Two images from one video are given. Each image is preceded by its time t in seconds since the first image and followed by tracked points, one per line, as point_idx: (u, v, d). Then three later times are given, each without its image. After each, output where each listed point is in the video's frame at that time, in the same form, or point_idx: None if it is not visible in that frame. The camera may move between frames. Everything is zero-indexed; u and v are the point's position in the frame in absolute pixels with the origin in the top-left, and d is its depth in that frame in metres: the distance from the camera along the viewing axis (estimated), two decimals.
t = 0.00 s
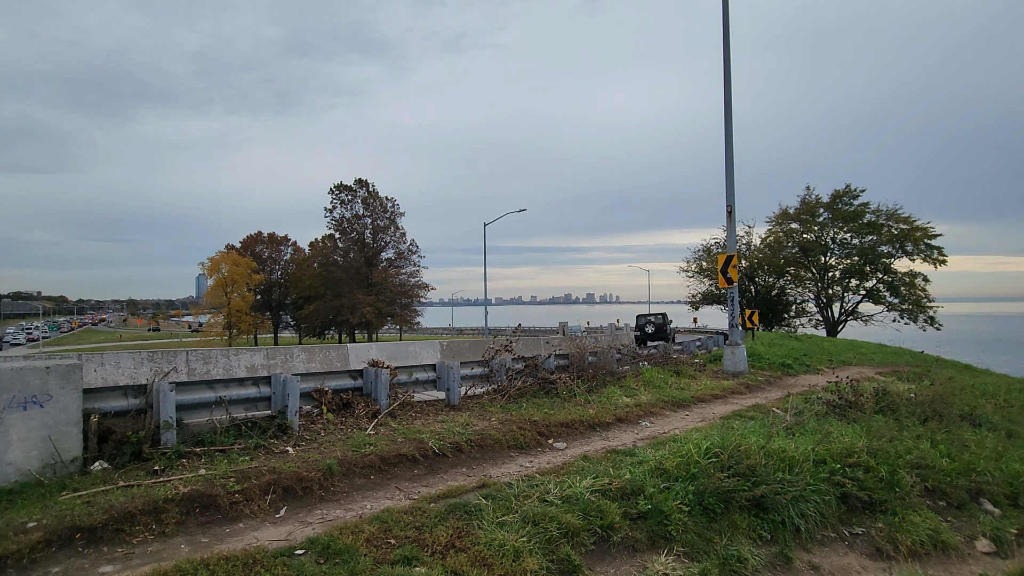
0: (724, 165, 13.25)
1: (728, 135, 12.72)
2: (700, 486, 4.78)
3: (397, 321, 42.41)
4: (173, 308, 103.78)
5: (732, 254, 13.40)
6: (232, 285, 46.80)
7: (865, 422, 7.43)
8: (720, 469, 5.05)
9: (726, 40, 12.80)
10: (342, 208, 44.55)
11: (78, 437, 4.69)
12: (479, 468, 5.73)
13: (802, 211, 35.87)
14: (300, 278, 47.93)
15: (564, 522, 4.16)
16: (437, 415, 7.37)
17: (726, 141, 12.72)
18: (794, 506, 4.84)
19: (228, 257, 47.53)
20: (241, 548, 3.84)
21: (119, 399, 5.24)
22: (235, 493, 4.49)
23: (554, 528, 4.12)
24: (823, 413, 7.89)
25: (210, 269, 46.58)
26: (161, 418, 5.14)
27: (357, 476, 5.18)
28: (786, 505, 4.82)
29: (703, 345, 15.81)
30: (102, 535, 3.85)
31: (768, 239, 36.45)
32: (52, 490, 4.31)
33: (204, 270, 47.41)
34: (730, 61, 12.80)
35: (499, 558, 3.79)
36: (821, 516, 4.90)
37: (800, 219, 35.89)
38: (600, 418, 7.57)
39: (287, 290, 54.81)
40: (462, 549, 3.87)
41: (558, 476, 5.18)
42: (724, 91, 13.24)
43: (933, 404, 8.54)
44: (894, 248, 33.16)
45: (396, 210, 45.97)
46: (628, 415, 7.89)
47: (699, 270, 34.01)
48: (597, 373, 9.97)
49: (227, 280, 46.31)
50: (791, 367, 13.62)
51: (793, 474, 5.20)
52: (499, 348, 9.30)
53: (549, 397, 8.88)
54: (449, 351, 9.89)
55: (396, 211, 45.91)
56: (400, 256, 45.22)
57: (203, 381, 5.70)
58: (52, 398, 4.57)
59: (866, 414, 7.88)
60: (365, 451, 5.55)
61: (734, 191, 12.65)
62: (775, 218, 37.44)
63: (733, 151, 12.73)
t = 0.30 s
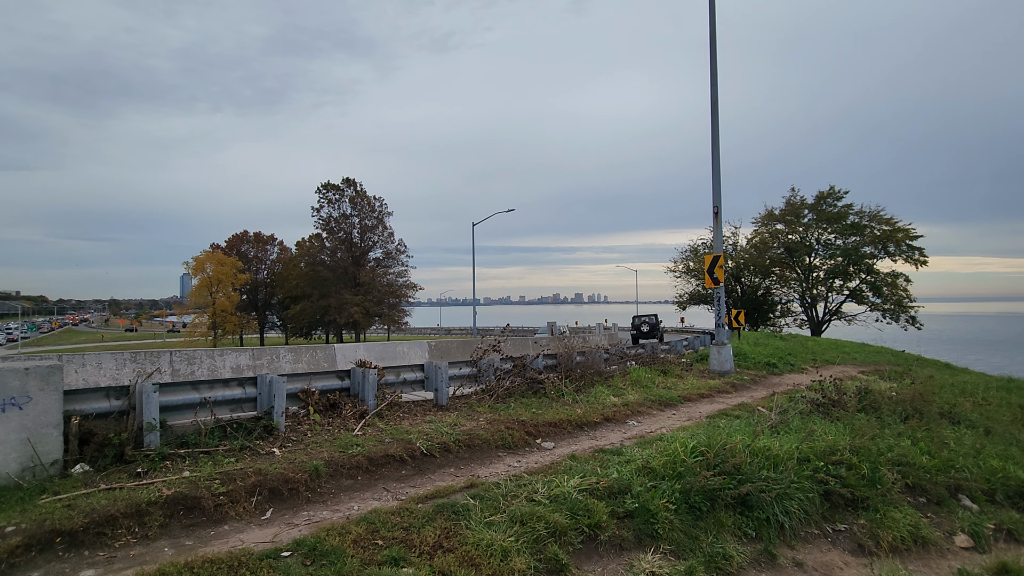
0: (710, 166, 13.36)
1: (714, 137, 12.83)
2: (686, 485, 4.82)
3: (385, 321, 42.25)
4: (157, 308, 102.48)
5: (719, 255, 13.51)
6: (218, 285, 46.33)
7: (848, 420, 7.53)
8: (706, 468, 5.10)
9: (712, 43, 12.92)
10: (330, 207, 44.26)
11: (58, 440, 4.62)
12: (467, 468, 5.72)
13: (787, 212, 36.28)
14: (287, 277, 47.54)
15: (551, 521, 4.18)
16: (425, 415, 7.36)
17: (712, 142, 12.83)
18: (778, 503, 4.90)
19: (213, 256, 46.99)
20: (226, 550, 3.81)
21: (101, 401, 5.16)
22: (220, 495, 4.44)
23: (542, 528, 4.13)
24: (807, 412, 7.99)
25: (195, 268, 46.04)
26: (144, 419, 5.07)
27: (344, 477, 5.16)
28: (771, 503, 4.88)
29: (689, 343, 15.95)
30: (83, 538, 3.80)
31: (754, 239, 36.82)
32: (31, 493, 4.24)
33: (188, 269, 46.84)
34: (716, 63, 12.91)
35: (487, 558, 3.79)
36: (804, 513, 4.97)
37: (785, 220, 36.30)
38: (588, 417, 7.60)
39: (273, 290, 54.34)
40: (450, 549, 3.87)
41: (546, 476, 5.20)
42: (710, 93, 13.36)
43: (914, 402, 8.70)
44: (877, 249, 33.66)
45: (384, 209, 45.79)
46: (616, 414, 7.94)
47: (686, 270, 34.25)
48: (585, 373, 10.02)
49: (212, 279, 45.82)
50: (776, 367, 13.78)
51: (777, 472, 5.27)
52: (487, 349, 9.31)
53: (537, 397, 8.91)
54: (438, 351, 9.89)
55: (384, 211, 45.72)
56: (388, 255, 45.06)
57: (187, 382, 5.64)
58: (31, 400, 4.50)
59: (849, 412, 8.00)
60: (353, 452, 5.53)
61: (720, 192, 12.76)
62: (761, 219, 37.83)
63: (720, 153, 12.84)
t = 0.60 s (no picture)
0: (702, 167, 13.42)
1: (706, 137, 12.89)
2: (677, 484, 4.84)
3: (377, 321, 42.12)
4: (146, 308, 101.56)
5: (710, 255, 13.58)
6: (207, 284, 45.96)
7: (837, 419, 7.60)
8: (697, 467, 5.12)
9: (703, 44, 12.98)
10: (321, 207, 44.03)
11: (44, 442, 4.56)
12: (459, 468, 5.72)
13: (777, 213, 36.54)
14: (277, 277, 47.25)
15: (543, 521, 4.18)
16: (417, 415, 7.34)
17: (703, 143, 12.90)
18: (768, 502, 4.93)
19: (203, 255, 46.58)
20: (216, 552, 3.78)
21: (88, 402, 5.11)
22: (210, 496, 4.41)
23: (534, 528, 4.13)
24: (797, 411, 8.05)
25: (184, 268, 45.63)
26: (132, 421, 5.02)
27: (335, 478, 5.13)
28: (761, 501, 4.91)
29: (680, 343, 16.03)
30: (69, 541, 3.75)
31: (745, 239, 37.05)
32: (17, 496, 4.18)
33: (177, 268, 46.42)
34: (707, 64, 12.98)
35: (479, 558, 3.79)
36: (794, 511, 5.01)
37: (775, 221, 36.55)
38: (580, 417, 7.62)
39: (264, 290, 53.99)
40: (441, 550, 3.87)
41: (538, 476, 5.20)
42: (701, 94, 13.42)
43: (901, 401, 8.79)
44: (865, 249, 33.98)
45: (376, 209, 45.63)
46: (607, 414, 7.96)
47: (678, 270, 34.39)
48: (577, 372, 10.03)
49: (202, 279, 45.43)
50: (767, 366, 13.87)
51: (766, 471, 5.30)
52: (479, 348, 9.30)
53: (529, 397, 8.91)
54: (430, 351, 9.87)
55: (376, 210, 45.57)
56: (380, 255, 44.93)
57: (176, 383, 5.58)
58: (17, 401, 4.44)
59: (838, 411, 8.07)
60: (344, 453, 5.50)
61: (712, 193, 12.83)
62: (751, 219, 38.08)
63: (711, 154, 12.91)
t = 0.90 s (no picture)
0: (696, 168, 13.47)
1: (700, 138, 12.94)
2: (672, 483, 4.85)
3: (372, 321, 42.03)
4: (139, 307, 100.98)
5: (705, 255, 13.61)
6: (201, 284, 45.73)
7: (830, 418, 7.64)
8: (692, 466, 5.13)
9: (698, 45, 13.02)
10: (316, 206, 43.89)
11: (36, 442, 4.53)
12: (454, 468, 5.71)
13: (771, 213, 36.68)
14: (272, 277, 47.06)
15: (538, 521, 4.18)
16: (412, 415, 7.33)
17: (698, 144, 12.94)
18: (762, 501, 4.95)
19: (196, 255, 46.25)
20: (209, 553, 3.76)
21: (80, 402, 5.08)
22: (203, 497, 4.39)
23: (529, 527, 4.13)
24: (791, 410, 8.09)
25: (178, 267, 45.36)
26: (125, 421, 4.99)
27: (330, 478, 5.12)
28: (755, 501, 4.93)
29: (675, 343, 16.07)
30: (61, 542, 3.73)
31: (739, 240, 37.19)
32: (8, 497, 4.15)
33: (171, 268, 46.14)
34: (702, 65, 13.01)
35: (474, 558, 3.79)
36: (788, 510, 5.03)
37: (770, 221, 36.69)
38: (575, 417, 7.63)
39: (258, 290, 53.79)
40: (436, 550, 3.86)
41: (533, 475, 5.20)
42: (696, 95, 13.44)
43: (894, 401, 8.85)
44: (859, 249, 34.17)
45: (371, 209, 45.54)
46: (602, 414, 7.97)
47: (673, 270, 34.47)
48: (572, 372, 10.05)
49: (196, 279, 45.21)
50: (761, 366, 13.93)
51: (761, 470, 5.32)
52: (474, 348, 9.30)
53: (524, 397, 8.92)
54: (425, 351, 9.86)
55: (371, 210, 45.49)
56: (375, 255, 44.84)
57: (169, 383, 5.55)
58: (8, 401, 4.41)
59: (832, 410, 8.11)
60: (338, 453, 5.49)
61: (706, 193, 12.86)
62: (746, 219, 38.21)
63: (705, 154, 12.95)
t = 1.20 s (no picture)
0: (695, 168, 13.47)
1: (699, 138, 12.94)
2: (671, 482, 4.85)
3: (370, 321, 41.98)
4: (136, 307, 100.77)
5: (703, 254, 13.61)
6: (199, 284, 45.65)
7: (828, 418, 7.65)
8: (690, 466, 5.13)
9: (696, 45, 13.03)
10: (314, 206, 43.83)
11: (33, 442, 4.51)
12: (452, 468, 5.70)
13: (769, 213, 36.72)
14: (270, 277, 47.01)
15: (537, 520, 4.18)
16: (410, 415, 7.32)
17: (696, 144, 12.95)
18: (760, 500, 4.95)
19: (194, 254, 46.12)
20: (208, 552, 3.76)
21: (78, 401, 5.07)
22: (201, 497, 4.38)
23: (528, 527, 4.13)
24: (789, 410, 8.10)
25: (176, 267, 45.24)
26: (122, 421, 4.98)
27: (328, 478, 5.12)
28: (753, 500, 4.93)
29: (673, 343, 16.07)
30: (59, 542, 3.72)
31: (737, 240, 37.22)
32: (5, 497, 4.14)
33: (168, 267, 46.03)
34: (700, 65, 13.02)
35: (472, 558, 3.79)
36: (786, 510, 5.04)
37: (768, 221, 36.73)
38: (574, 416, 7.63)
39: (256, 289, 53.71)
40: (435, 550, 3.86)
41: (532, 475, 5.19)
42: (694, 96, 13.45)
43: (892, 400, 8.87)
44: (856, 250, 34.25)
45: (369, 208, 45.50)
46: (601, 414, 7.96)
47: (671, 270, 34.48)
48: (571, 372, 10.05)
49: (193, 279, 45.12)
50: (759, 366, 13.95)
51: (759, 470, 5.33)
52: (473, 348, 9.30)
53: (523, 396, 8.92)
54: (423, 351, 9.85)
55: (369, 209, 45.45)
56: (374, 254, 44.80)
57: (167, 383, 5.54)
58: (5, 400, 4.40)
59: (829, 410, 8.12)
60: (337, 453, 5.48)
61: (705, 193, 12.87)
62: (744, 219, 38.25)
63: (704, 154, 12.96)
